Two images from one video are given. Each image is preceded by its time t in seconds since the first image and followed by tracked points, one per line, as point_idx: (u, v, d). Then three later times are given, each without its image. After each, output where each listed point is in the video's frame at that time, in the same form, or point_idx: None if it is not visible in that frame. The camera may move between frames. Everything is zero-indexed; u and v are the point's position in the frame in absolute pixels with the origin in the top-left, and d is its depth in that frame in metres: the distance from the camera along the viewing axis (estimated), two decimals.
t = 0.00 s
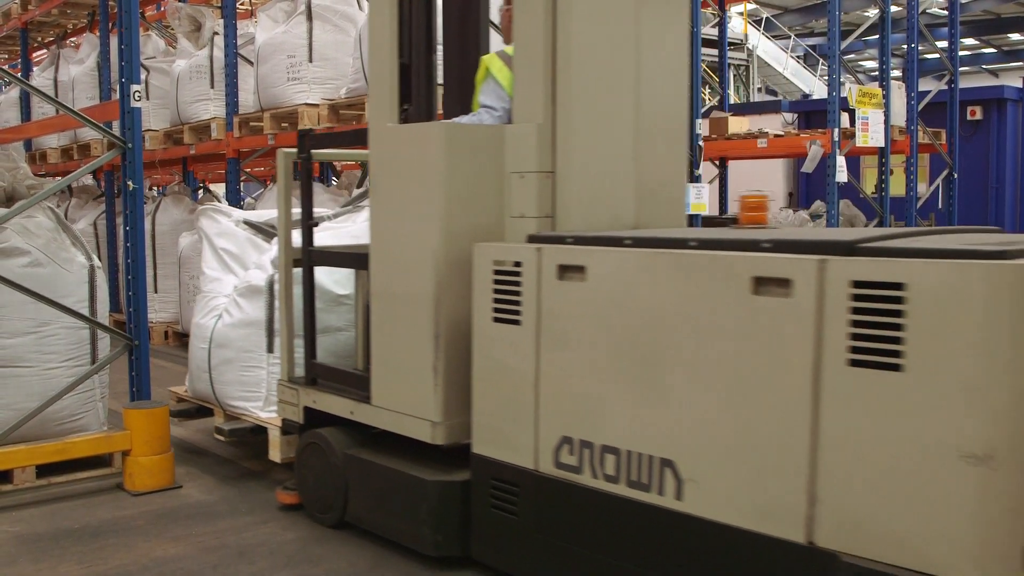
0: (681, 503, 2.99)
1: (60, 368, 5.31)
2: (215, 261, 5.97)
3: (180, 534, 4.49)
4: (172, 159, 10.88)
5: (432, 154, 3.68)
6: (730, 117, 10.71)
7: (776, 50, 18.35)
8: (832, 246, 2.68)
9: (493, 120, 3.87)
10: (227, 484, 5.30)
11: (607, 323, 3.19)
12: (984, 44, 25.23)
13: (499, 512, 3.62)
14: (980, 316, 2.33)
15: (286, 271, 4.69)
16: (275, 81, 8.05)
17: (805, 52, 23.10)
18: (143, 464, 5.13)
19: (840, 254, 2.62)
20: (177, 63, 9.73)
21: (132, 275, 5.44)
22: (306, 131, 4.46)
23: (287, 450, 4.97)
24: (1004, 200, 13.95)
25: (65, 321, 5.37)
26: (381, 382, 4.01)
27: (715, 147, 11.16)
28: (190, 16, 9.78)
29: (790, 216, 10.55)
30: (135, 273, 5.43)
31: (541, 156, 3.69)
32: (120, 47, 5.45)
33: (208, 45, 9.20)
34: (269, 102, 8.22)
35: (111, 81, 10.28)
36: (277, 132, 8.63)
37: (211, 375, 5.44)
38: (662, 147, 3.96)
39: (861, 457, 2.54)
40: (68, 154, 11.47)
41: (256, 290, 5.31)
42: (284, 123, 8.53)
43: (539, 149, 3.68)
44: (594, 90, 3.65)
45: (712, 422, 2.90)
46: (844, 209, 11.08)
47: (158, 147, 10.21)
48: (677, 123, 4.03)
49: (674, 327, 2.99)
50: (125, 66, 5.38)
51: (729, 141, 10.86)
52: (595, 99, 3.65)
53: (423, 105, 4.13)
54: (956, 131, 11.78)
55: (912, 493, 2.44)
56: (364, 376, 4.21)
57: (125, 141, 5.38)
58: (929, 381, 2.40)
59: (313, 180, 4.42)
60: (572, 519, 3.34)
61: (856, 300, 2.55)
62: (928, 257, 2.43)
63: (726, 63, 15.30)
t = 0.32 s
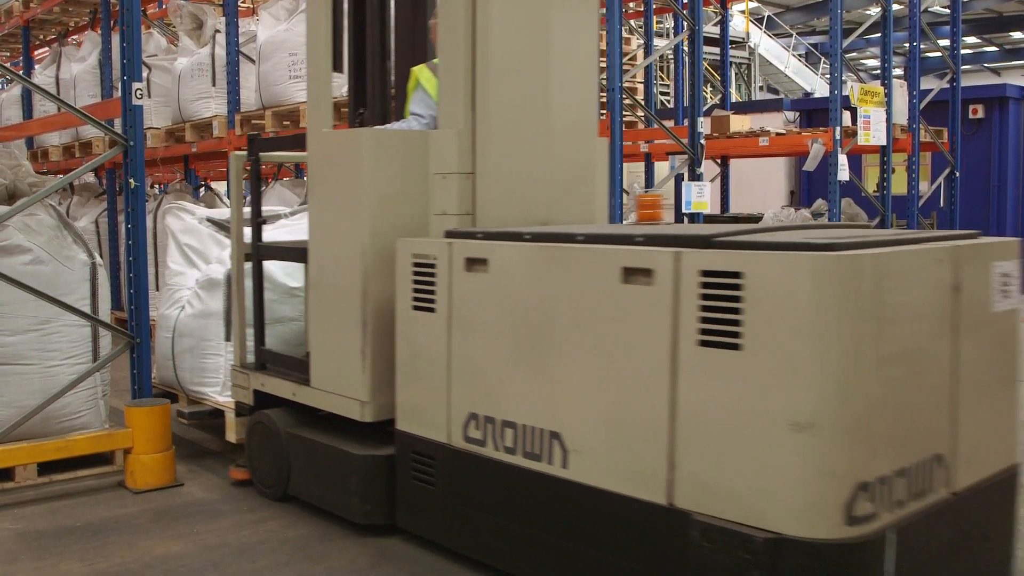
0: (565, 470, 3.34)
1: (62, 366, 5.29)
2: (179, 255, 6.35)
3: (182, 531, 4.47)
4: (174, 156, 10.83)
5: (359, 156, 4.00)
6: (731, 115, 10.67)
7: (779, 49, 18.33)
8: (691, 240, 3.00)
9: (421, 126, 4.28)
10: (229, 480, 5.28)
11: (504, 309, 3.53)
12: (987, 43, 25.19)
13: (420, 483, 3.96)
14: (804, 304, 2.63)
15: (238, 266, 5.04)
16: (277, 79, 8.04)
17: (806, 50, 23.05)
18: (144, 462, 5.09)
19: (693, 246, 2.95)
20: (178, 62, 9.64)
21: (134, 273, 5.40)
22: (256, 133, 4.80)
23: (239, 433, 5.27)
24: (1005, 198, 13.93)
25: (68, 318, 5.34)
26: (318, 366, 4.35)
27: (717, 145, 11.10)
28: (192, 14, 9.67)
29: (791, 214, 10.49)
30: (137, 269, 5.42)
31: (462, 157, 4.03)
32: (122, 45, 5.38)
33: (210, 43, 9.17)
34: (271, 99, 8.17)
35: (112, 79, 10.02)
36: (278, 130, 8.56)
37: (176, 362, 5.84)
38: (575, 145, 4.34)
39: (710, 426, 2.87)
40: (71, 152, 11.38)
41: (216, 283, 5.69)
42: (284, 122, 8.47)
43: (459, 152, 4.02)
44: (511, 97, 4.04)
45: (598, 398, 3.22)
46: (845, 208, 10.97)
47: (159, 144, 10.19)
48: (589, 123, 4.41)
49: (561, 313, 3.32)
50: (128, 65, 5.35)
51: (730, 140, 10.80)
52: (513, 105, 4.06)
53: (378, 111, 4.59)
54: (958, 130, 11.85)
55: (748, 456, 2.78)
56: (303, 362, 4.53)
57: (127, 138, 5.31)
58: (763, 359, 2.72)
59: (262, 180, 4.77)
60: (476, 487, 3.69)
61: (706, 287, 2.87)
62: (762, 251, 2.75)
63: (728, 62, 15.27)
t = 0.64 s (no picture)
0: (463, 443, 3.70)
1: (64, 366, 5.17)
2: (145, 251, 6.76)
3: (185, 531, 4.36)
4: (176, 156, 10.71)
5: (293, 160, 4.36)
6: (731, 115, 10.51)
7: (780, 50, 18.30)
8: (568, 236, 3.36)
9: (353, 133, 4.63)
10: (232, 479, 5.17)
11: (411, 298, 3.90)
12: (988, 43, 25.07)
13: (345, 459, 4.30)
14: (659, 294, 2.99)
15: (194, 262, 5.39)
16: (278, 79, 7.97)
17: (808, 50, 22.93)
18: (146, 461, 4.95)
19: (565, 241, 3.33)
20: (180, 62, 9.45)
21: (136, 273, 5.26)
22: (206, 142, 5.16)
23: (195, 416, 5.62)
24: (1007, 200, 13.81)
25: (69, 318, 5.22)
26: (257, 353, 4.71)
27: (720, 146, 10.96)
28: (193, 14, 9.47)
29: (794, 214, 10.35)
30: (137, 269, 5.25)
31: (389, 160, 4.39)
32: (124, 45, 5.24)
33: (212, 42, 9.06)
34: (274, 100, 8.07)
35: (114, 80, 9.85)
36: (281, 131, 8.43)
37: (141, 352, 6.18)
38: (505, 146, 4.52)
39: (581, 402, 3.25)
40: (72, 152, 11.23)
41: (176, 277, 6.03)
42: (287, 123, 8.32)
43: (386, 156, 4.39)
44: (434, 104, 4.32)
45: (491, 379, 3.58)
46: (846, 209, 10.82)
47: (161, 144, 10.08)
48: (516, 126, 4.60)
49: (463, 302, 3.68)
50: (130, 64, 5.22)
51: (733, 140, 10.66)
52: (436, 110, 4.32)
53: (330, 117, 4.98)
54: (960, 129, 11.79)
55: (611, 429, 3.16)
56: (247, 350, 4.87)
57: (129, 137, 5.19)
58: (624, 343, 3.09)
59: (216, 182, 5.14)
60: (391, 462, 4.04)
61: (572, 277, 3.27)
62: (625, 247, 3.11)
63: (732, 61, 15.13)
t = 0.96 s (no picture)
0: (375, 419, 4.15)
1: (64, 366, 5.17)
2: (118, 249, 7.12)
3: (185, 531, 4.35)
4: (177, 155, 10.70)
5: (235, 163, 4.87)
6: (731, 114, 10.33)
7: (781, 50, 18.34)
8: (462, 232, 3.80)
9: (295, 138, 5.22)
10: (234, 479, 5.16)
11: (334, 288, 4.36)
12: (989, 43, 25.07)
13: (280, 434, 4.78)
14: (529, 283, 3.44)
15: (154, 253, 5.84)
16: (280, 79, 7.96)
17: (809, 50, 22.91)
18: (146, 461, 4.94)
19: (457, 235, 3.77)
20: (181, 61, 9.47)
21: (137, 271, 5.25)
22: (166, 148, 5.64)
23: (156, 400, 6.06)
24: (1008, 200, 13.80)
25: (68, 317, 5.21)
26: (208, 340, 5.20)
27: (721, 146, 10.93)
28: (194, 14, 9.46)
29: (794, 214, 10.29)
30: (139, 269, 5.23)
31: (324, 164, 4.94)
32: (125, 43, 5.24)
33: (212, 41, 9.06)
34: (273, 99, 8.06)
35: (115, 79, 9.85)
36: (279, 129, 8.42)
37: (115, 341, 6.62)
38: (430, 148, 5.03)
39: (468, 380, 3.70)
40: (73, 151, 11.22)
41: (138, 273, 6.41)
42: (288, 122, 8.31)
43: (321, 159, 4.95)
44: (360, 113, 4.87)
45: (400, 359, 4.03)
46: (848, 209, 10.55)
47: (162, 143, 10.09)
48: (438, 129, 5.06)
49: (374, 290, 4.14)
50: (131, 64, 5.22)
51: (734, 140, 10.65)
52: (362, 119, 4.87)
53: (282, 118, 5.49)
54: (961, 129, 11.72)
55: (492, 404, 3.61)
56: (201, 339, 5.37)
57: (129, 137, 5.18)
58: (502, 326, 3.54)
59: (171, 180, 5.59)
60: (319, 438, 4.50)
61: (461, 269, 3.72)
62: (505, 241, 3.55)
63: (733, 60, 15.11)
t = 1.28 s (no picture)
0: (304, 398, 4.62)
1: (65, 364, 5.17)
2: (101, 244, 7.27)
3: (186, 529, 4.35)
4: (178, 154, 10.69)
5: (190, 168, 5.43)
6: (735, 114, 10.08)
7: (782, 49, 18.33)
8: (376, 228, 4.26)
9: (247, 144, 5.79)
10: (235, 478, 5.16)
11: (271, 279, 4.83)
12: (991, 43, 25.06)
13: (228, 413, 5.26)
14: (430, 275, 3.91)
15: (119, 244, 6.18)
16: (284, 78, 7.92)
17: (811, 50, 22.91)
18: (147, 460, 4.94)
19: (372, 230, 4.23)
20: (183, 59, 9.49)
21: (138, 270, 5.25)
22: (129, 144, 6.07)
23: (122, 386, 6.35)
24: (1010, 199, 13.79)
25: (70, 315, 5.22)
26: (166, 328, 5.70)
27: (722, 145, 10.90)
28: (196, 13, 9.47)
29: (796, 214, 10.27)
30: (141, 268, 5.23)
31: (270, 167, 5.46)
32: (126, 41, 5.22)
33: (213, 41, 9.06)
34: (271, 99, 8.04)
35: (117, 78, 9.85)
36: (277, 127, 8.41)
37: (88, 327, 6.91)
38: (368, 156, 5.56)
39: (381, 360, 4.15)
40: (74, 150, 11.23)
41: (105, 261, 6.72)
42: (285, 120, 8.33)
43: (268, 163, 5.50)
44: (302, 122, 5.46)
45: (324, 342, 4.49)
46: (849, 209, 10.60)
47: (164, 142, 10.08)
48: (374, 134, 5.60)
49: (303, 281, 4.61)
50: (133, 63, 5.22)
51: (735, 139, 10.62)
52: (304, 127, 5.46)
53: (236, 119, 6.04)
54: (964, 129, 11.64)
55: (400, 381, 4.06)
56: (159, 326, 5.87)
57: (131, 137, 5.17)
58: (408, 313, 3.99)
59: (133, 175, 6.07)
60: (260, 417, 4.96)
61: (373, 260, 4.18)
62: (409, 235, 4.01)
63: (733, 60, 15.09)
